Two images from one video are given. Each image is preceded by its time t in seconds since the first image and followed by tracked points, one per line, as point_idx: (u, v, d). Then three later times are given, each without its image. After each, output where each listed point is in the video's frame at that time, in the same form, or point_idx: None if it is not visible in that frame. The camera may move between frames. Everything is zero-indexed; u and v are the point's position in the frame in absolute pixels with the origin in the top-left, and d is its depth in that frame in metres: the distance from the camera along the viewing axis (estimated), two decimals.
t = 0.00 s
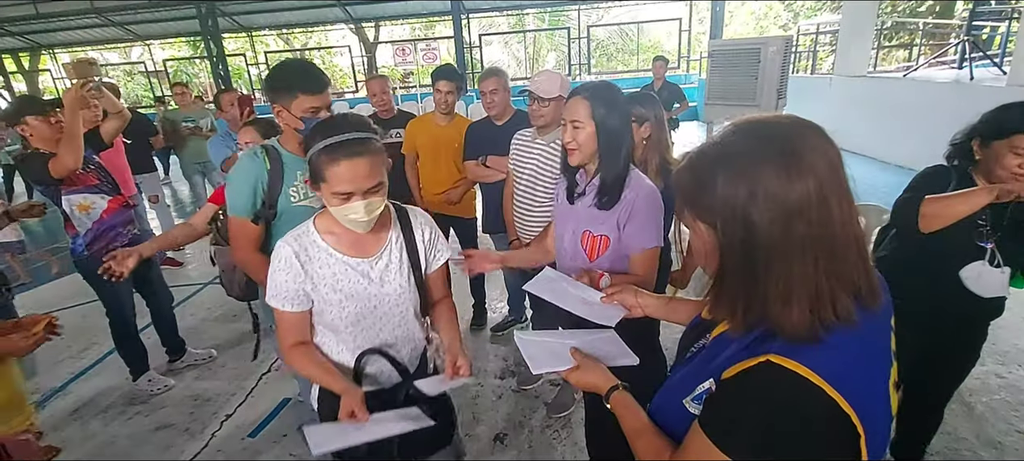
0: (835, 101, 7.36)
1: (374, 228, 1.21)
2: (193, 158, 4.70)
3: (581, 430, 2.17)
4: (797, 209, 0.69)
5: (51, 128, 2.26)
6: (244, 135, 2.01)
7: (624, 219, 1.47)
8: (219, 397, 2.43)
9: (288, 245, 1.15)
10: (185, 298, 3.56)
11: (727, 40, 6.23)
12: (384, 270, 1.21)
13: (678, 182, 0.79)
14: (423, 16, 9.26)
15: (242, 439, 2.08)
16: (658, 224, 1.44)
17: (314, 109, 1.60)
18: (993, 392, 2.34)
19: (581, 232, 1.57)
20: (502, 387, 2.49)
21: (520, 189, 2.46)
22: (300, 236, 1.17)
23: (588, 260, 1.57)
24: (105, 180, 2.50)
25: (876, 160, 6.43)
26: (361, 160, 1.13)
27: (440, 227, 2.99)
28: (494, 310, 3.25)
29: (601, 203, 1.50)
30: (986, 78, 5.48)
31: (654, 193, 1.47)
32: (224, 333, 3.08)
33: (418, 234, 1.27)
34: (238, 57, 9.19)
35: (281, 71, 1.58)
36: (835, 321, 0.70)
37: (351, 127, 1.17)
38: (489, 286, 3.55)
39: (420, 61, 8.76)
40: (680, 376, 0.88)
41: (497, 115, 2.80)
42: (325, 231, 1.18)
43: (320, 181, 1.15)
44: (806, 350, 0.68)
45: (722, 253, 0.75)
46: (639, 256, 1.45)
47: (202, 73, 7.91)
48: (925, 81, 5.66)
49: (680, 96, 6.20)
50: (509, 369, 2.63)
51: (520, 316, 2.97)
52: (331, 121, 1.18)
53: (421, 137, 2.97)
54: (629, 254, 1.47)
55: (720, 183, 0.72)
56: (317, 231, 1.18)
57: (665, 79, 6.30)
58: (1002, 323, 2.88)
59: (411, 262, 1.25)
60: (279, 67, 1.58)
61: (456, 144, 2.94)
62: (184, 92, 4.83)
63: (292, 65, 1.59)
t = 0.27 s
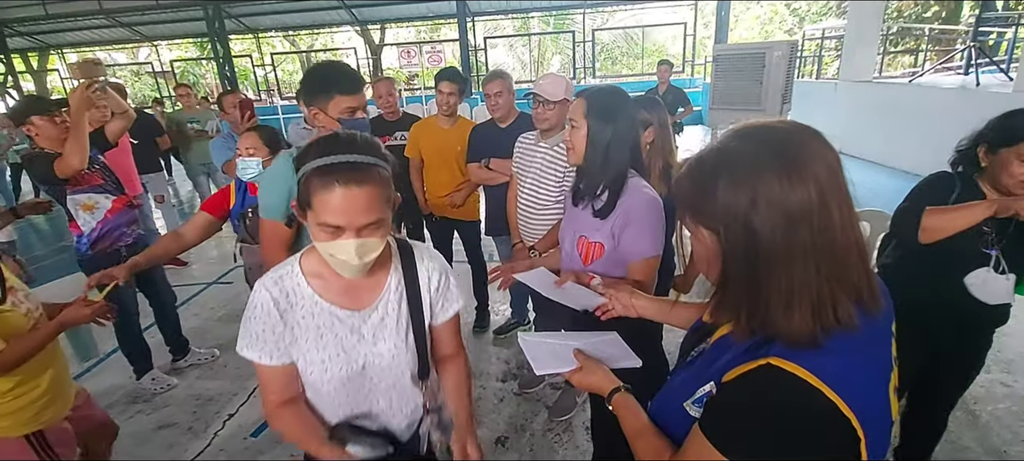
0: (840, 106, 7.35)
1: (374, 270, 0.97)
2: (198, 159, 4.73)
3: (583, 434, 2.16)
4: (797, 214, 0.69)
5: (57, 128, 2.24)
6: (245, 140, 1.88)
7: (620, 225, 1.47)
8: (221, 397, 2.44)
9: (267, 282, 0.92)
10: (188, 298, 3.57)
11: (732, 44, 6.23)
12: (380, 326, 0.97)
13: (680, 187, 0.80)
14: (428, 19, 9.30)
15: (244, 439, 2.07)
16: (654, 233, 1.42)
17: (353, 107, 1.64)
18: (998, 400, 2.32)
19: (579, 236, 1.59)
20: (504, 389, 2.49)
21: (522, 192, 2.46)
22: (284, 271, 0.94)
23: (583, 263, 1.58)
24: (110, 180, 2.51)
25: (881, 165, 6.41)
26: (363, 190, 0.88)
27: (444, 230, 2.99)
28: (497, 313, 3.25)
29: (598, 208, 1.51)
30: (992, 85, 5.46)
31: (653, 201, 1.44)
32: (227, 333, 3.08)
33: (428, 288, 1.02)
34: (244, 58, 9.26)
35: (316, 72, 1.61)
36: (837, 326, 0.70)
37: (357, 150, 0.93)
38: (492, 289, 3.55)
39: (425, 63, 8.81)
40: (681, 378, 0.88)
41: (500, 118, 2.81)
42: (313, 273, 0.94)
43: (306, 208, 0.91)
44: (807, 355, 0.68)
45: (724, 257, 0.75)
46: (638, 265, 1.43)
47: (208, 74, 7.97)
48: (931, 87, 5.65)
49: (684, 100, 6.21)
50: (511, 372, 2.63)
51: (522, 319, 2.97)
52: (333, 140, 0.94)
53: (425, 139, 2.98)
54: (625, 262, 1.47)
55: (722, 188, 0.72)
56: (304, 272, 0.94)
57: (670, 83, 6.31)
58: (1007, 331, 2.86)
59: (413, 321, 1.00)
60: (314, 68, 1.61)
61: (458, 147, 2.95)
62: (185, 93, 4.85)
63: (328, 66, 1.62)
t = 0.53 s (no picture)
0: (844, 111, 7.33)
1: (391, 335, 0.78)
2: (202, 159, 4.74)
3: (584, 438, 2.15)
4: (798, 218, 0.68)
5: (59, 128, 2.30)
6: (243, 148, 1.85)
7: (608, 225, 1.44)
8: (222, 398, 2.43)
9: (261, 328, 0.78)
10: (191, 299, 3.58)
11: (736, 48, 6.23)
12: (393, 404, 0.78)
13: (680, 191, 0.79)
14: (432, 21, 9.32)
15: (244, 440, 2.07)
16: (646, 239, 1.40)
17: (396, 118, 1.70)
18: (1003, 407, 2.30)
19: (574, 237, 1.60)
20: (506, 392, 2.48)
21: (524, 194, 2.45)
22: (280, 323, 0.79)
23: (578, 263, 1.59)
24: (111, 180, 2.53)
25: (885, 170, 6.39)
26: (358, 260, 0.69)
27: (446, 232, 2.99)
28: (499, 316, 3.25)
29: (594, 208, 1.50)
30: (997, 90, 5.44)
31: (648, 205, 1.42)
32: (229, 333, 3.08)
33: (463, 361, 0.80)
34: (249, 59, 9.29)
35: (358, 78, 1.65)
36: (837, 332, 0.69)
37: (355, 205, 0.70)
38: (494, 291, 3.55)
39: (429, 65, 8.83)
40: (682, 383, 0.87)
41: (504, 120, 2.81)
42: (311, 328, 0.77)
43: (294, 270, 0.73)
44: (807, 361, 0.67)
45: (724, 261, 0.75)
46: (622, 270, 1.40)
47: (213, 75, 7.99)
48: (936, 92, 5.63)
49: (688, 104, 6.20)
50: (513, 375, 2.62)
51: (524, 321, 2.97)
52: (330, 179, 0.71)
53: (426, 140, 2.98)
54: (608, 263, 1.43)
55: (722, 192, 0.71)
56: (304, 322, 0.78)
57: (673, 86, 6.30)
58: (1013, 337, 2.84)
59: (438, 401, 0.80)
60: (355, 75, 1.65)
61: (461, 150, 2.92)
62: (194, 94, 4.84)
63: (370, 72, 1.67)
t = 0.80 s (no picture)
0: (846, 114, 7.33)
1: None
2: (204, 160, 4.75)
3: (584, 440, 2.15)
4: (798, 223, 0.68)
5: (60, 129, 2.29)
6: (240, 147, 1.93)
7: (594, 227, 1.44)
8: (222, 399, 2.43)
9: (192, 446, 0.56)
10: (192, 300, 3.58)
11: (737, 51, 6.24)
12: None
13: (680, 195, 0.79)
14: (434, 23, 9.34)
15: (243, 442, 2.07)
16: (629, 245, 1.39)
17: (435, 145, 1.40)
18: (1005, 412, 2.30)
19: (570, 239, 1.62)
20: (505, 395, 2.48)
21: (525, 195, 2.47)
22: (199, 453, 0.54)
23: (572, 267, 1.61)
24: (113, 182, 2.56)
25: (887, 174, 6.38)
26: None
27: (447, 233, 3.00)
28: (499, 318, 3.24)
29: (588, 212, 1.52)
30: (1000, 94, 5.43)
31: (637, 212, 1.42)
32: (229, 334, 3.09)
33: None
34: (251, 61, 9.32)
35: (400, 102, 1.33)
36: (836, 338, 0.69)
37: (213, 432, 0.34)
38: (495, 294, 3.55)
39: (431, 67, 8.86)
40: (680, 388, 0.87)
41: (505, 122, 2.80)
42: None
43: None
44: (806, 367, 0.67)
45: (723, 266, 0.75)
46: (596, 272, 1.40)
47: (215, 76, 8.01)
48: (938, 95, 5.63)
49: (689, 107, 6.20)
50: (513, 377, 2.62)
51: (525, 324, 2.96)
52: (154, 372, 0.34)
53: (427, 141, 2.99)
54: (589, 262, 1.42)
55: (722, 196, 0.71)
56: None
57: (675, 89, 6.31)
58: (1014, 341, 2.84)
59: None
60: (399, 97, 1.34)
61: (462, 150, 2.95)
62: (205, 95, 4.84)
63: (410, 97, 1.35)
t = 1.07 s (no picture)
0: (846, 116, 7.34)
1: None
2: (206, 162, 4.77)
3: (584, 443, 2.15)
4: (797, 229, 0.69)
5: (62, 130, 2.30)
6: (231, 145, 1.93)
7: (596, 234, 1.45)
8: (223, 400, 2.44)
9: None
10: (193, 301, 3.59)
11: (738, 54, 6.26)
12: None
13: (679, 200, 0.80)
14: (435, 25, 9.37)
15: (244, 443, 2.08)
16: (631, 251, 1.40)
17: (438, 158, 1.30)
18: (1005, 415, 2.30)
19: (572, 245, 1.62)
20: (506, 397, 2.48)
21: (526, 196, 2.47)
22: None
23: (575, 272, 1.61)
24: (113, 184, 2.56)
25: (888, 176, 6.39)
26: None
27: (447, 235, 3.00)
28: (499, 320, 3.25)
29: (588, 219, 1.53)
30: (1000, 97, 5.43)
31: (637, 217, 1.43)
32: (230, 336, 3.09)
33: None
34: (253, 62, 9.35)
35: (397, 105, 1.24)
36: (835, 343, 0.70)
37: None
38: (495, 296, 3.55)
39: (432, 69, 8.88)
40: (679, 392, 0.87)
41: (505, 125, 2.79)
42: None
43: None
44: (805, 371, 0.68)
45: (722, 271, 0.75)
46: (598, 278, 1.41)
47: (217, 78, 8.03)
48: (938, 98, 5.63)
49: (690, 109, 6.21)
50: (514, 379, 2.62)
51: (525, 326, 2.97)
52: None
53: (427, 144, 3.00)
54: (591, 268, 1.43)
55: (721, 201, 0.72)
56: None
57: (676, 92, 6.32)
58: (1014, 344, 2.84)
59: None
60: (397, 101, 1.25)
61: (461, 153, 2.98)
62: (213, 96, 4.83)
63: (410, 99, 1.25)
